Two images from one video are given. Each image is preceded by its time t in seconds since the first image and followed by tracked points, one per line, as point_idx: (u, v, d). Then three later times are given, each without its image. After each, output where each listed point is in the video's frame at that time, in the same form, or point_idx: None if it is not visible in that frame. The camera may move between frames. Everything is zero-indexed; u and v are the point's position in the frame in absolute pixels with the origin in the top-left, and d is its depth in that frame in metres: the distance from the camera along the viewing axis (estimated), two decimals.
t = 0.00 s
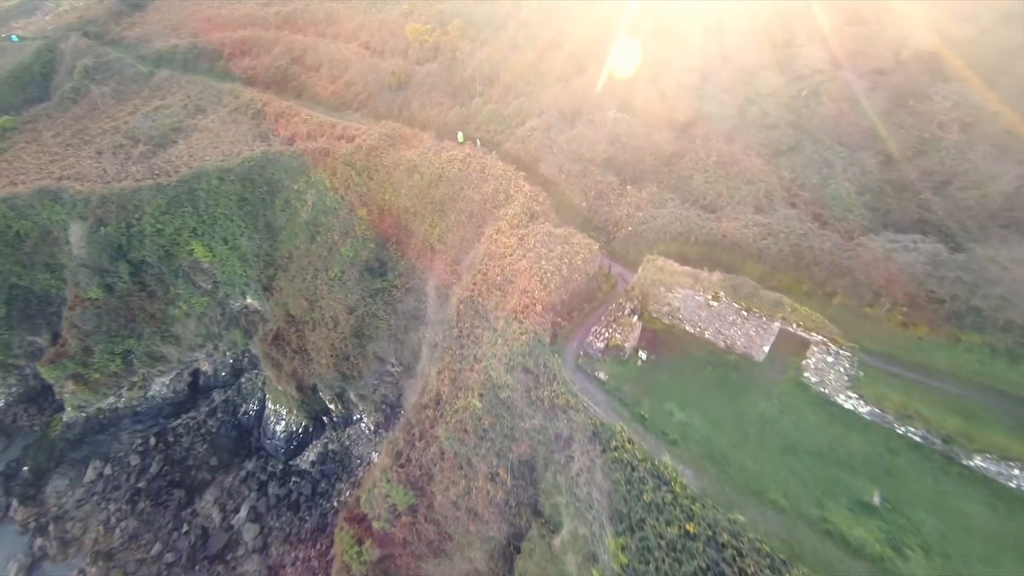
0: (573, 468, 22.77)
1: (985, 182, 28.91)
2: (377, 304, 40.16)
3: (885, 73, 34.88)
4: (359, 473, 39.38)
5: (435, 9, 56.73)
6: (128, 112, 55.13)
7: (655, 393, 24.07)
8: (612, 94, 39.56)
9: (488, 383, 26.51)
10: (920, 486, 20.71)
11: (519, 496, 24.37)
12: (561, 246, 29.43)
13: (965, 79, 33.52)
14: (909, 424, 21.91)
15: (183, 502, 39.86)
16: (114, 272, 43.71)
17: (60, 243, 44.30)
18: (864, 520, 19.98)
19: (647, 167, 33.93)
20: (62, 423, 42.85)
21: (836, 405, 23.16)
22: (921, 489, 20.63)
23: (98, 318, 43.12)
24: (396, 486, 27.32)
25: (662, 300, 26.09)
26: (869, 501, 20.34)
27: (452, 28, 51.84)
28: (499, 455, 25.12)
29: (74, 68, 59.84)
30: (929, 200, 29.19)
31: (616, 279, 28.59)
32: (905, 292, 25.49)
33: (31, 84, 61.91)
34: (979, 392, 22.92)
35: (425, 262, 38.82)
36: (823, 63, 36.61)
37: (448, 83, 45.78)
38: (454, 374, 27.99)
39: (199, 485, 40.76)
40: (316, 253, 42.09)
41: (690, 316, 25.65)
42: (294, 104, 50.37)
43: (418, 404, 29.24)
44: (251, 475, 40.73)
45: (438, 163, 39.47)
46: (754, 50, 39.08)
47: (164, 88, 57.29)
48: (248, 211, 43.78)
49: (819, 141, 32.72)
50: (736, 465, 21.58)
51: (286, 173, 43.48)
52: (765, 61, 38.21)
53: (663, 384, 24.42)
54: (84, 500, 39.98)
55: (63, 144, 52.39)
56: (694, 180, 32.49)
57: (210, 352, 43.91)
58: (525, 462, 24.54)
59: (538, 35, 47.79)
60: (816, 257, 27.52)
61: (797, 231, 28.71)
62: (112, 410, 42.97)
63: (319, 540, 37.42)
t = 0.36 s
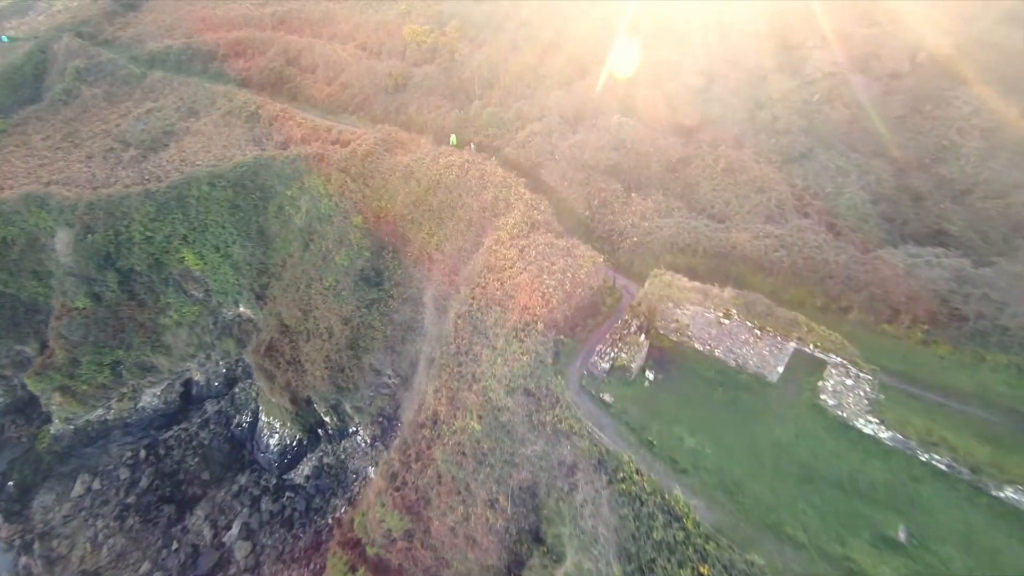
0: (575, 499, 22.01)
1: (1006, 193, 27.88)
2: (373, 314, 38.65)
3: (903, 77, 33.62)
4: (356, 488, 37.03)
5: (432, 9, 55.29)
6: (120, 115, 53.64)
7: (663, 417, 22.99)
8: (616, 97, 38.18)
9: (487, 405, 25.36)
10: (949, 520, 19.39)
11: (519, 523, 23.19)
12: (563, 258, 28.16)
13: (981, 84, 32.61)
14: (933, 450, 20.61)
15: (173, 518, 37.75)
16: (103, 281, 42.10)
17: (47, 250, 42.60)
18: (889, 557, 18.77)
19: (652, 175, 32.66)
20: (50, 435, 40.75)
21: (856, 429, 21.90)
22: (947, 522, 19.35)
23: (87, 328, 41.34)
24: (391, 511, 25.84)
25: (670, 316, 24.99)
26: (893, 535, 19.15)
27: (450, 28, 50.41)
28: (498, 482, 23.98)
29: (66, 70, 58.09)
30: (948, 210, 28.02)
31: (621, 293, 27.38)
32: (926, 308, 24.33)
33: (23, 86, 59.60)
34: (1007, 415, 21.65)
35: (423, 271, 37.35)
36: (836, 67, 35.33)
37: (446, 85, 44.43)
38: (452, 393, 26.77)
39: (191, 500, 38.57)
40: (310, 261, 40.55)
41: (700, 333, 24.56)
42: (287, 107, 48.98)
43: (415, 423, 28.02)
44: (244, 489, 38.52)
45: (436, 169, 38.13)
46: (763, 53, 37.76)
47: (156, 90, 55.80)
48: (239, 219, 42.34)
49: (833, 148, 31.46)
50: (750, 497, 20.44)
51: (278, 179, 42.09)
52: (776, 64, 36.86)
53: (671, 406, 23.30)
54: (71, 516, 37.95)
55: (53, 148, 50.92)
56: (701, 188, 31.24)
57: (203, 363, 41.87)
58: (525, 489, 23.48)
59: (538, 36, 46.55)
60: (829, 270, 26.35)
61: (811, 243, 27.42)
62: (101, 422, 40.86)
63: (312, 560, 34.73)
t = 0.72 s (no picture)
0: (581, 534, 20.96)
1: None
2: (369, 326, 37.11)
3: (920, 81, 32.39)
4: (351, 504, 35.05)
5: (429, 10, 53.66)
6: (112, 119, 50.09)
7: (673, 444, 21.82)
8: (622, 102, 36.82)
9: (486, 430, 24.14)
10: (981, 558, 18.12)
11: (520, 554, 22.12)
12: (566, 272, 26.84)
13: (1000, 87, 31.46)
14: (960, 481, 19.38)
15: (163, 536, 35.84)
16: (90, 290, 40.04)
17: (34, 259, 40.56)
18: None
19: (659, 184, 31.34)
20: (36, 450, 38.71)
21: (876, 457, 20.65)
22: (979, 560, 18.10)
23: (74, 339, 39.12)
24: (387, 539, 24.53)
25: (681, 334, 23.69)
26: None
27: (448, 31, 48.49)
28: (498, 513, 22.73)
29: (56, 73, 54.78)
30: (969, 220, 26.82)
31: (626, 309, 26.18)
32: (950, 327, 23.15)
33: (12, 89, 56.02)
34: None
35: (420, 282, 35.71)
36: (850, 71, 34.11)
37: (444, 88, 43.05)
38: (450, 415, 25.54)
39: (181, 517, 36.71)
40: (304, 271, 39.17)
41: (711, 352, 23.31)
42: (282, 111, 47.37)
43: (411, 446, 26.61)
44: (236, 505, 36.60)
45: (434, 176, 36.90)
46: (774, 55, 36.44)
47: (149, 93, 52.49)
48: (232, 227, 40.90)
49: (847, 156, 30.25)
50: (770, 533, 19.36)
51: (271, 185, 40.79)
52: (787, 68, 35.54)
53: (681, 432, 22.11)
54: (56, 534, 36.06)
55: (41, 155, 47.06)
56: (710, 197, 29.99)
57: (195, 374, 40.35)
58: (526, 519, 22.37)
59: (539, 36, 45.39)
60: (844, 285, 25.12)
61: (826, 257, 26.17)
62: (89, 436, 38.78)
63: None
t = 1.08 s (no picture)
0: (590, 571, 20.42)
1: None
2: (365, 339, 35.73)
3: (939, 86, 31.13)
4: (348, 522, 33.86)
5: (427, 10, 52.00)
6: (103, 123, 48.04)
7: (686, 476, 20.54)
8: (623, 103, 35.75)
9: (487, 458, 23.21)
10: None
11: None
12: (570, 288, 25.53)
13: None
14: (994, 517, 18.02)
15: (152, 556, 34.25)
16: (77, 300, 38.35)
17: (17, 269, 39.02)
18: None
19: (667, 193, 29.98)
20: (23, 463, 36.17)
21: (901, 488, 19.39)
22: None
23: (60, 351, 37.30)
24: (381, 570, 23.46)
25: (689, 355, 22.42)
26: None
27: (446, 31, 47.10)
28: (499, 547, 21.86)
29: (48, 75, 52.75)
30: (993, 233, 25.61)
31: (633, 326, 24.81)
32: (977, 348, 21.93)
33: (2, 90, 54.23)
34: None
35: (417, 293, 34.16)
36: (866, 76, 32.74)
37: (443, 91, 41.64)
38: (448, 439, 24.51)
39: (171, 535, 35.09)
40: (297, 282, 37.75)
41: (725, 374, 22.07)
42: (275, 113, 45.57)
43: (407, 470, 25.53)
44: (228, 523, 35.11)
45: (432, 184, 35.54)
46: (785, 59, 35.18)
47: (142, 95, 50.54)
48: (224, 235, 39.52)
49: (864, 165, 28.93)
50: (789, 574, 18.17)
51: (263, 193, 39.37)
52: (800, 73, 34.20)
53: (692, 462, 20.88)
54: (42, 555, 34.24)
55: (30, 157, 45.46)
56: (719, 207, 28.65)
57: (187, 386, 38.63)
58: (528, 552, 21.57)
59: (538, 36, 43.97)
60: (865, 302, 23.87)
61: (845, 272, 24.86)
62: (76, 451, 36.64)
63: None
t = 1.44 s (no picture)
0: None
1: None
2: (360, 353, 34.29)
3: (960, 91, 30.03)
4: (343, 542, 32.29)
5: (425, 7, 49.90)
6: (91, 127, 45.89)
7: (700, 511, 19.56)
8: (626, 108, 34.47)
9: (488, 489, 21.86)
10: None
11: None
12: (574, 304, 24.37)
13: None
14: None
15: None
16: (63, 311, 36.27)
17: None
18: None
19: (674, 203, 28.70)
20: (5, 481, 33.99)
21: (931, 524, 18.12)
22: None
23: (45, 365, 35.15)
24: None
25: (700, 378, 21.30)
26: None
27: (444, 32, 45.32)
28: None
29: (37, 78, 50.65)
30: (1019, 246, 24.39)
31: (641, 345, 23.31)
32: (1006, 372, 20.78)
33: None
34: None
35: (414, 305, 32.77)
36: (885, 80, 31.38)
37: (441, 95, 40.24)
38: (446, 466, 23.18)
39: (160, 555, 33.38)
40: (290, 293, 36.07)
41: (739, 400, 20.82)
42: (269, 117, 43.62)
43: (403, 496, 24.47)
44: (219, 543, 33.55)
45: (429, 192, 34.24)
46: (798, 62, 33.79)
47: (133, 100, 47.82)
48: (216, 244, 37.76)
49: (881, 174, 27.69)
50: None
51: (254, 202, 37.80)
52: (813, 77, 32.86)
53: (706, 496, 19.85)
54: None
55: (15, 163, 43.66)
56: (729, 218, 27.34)
57: (178, 399, 36.59)
58: None
59: (538, 37, 42.53)
60: (886, 321, 22.66)
61: (865, 290, 23.57)
62: (62, 467, 34.51)
63: None
